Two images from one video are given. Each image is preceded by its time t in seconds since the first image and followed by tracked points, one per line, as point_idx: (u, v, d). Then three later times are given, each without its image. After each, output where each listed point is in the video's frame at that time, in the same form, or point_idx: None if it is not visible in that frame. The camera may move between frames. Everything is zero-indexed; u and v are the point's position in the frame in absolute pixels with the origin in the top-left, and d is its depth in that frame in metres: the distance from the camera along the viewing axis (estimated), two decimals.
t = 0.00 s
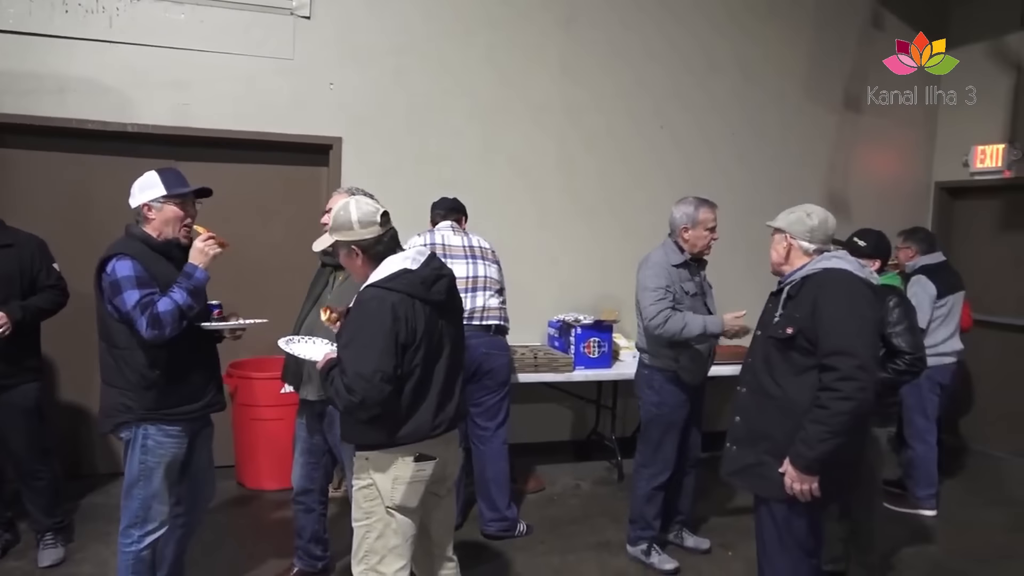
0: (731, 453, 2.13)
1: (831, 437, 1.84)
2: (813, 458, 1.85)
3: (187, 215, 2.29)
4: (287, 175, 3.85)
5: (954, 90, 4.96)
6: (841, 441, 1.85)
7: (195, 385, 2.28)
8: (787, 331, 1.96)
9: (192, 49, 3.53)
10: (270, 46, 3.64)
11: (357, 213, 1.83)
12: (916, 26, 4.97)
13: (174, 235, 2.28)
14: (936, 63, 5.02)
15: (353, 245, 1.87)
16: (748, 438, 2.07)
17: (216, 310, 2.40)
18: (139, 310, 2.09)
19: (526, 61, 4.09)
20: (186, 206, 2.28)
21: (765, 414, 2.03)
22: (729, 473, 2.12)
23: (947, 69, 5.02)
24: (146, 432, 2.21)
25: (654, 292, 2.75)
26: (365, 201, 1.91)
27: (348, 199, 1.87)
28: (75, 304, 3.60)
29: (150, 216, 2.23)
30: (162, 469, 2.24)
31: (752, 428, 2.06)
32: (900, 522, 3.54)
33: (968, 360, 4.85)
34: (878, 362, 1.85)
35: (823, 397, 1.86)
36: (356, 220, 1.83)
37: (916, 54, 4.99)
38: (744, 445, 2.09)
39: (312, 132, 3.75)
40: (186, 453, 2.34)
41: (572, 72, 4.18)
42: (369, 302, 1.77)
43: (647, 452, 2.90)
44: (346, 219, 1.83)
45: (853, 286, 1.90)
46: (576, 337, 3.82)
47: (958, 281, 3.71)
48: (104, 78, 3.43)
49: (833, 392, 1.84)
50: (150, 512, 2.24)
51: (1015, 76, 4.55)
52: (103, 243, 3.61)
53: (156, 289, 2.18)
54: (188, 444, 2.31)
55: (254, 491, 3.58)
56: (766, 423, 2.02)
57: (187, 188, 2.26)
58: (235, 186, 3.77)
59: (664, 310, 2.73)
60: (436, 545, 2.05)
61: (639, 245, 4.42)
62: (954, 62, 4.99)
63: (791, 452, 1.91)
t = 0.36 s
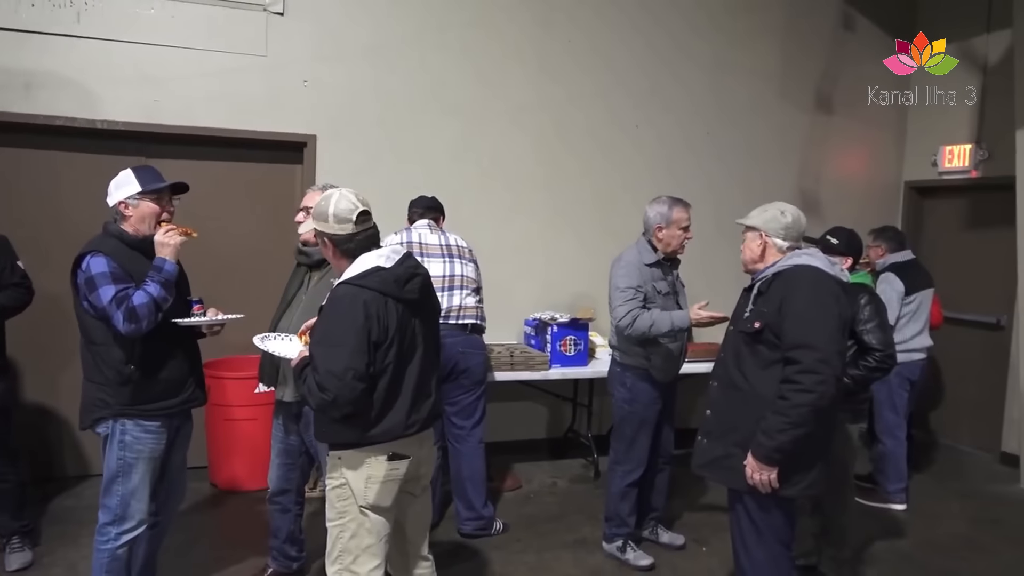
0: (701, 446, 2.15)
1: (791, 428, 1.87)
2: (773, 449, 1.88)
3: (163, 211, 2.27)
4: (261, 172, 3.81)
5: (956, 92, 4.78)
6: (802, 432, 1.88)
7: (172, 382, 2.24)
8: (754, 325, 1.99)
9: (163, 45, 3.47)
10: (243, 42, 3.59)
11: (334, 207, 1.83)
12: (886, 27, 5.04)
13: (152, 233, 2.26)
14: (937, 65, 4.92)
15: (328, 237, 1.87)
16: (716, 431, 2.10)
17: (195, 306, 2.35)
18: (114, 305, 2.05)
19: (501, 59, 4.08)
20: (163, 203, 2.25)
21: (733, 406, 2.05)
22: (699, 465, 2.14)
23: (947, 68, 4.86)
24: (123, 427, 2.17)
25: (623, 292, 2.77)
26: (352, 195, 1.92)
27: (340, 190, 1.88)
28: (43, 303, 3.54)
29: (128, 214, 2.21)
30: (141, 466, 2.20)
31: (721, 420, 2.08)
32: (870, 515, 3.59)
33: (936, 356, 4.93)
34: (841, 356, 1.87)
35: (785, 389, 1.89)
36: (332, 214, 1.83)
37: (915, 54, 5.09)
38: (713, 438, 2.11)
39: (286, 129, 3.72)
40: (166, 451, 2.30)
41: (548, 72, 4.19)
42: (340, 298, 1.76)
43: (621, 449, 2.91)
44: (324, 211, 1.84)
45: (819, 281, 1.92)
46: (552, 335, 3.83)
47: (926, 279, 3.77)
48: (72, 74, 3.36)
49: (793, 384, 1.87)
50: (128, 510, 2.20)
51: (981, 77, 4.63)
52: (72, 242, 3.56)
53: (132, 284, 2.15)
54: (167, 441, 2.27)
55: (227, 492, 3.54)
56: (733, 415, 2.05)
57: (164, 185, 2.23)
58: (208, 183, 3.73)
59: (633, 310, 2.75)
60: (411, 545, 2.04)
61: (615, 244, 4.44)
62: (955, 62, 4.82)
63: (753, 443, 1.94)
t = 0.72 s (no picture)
0: (694, 451, 2.15)
1: (792, 425, 1.88)
2: (776, 447, 1.88)
3: (148, 211, 2.24)
4: (242, 170, 3.79)
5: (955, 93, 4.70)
6: (801, 428, 1.89)
7: (151, 379, 2.21)
8: (742, 326, 1.99)
9: (142, 40, 3.44)
10: (224, 39, 3.56)
11: (326, 201, 1.83)
12: (866, 29, 5.08)
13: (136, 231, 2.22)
14: (937, 64, 4.83)
15: (315, 230, 1.86)
16: (711, 434, 2.09)
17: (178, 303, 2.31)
18: (92, 300, 2.04)
19: (485, 57, 4.08)
20: (148, 203, 2.23)
21: (726, 407, 2.05)
22: (694, 471, 2.14)
23: (948, 68, 4.76)
24: (104, 423, 2.15)
25: (604, 293, 2.78)
26: (346, 191, 1.91)
27: (335, 185, 1.88)
28: (19, 301, 3.50)
29: (111, 212, 2.18)
30: (124, 462, 2.18)
31: (713, 421, 2.09)
32: (849, 512, 3.63)
33: (914, 355, 4.99)
34: (831, 351, 1.90)
35: (781, 387, 1.90)
36: (324, 208, 1.83)
37: (915, 54, 4.99)
38: (707, 442, 2.11)
39: (268, 127, 3.69)
40: (150, 447, 2.28)
41: (531, 71, 4.18)
42: (322, 297, 1.76)
43: (602, 447, 2.93)
44: (315, 204, 1.84)
45: (805, 280, 1.95)
46: (535, 334, 3.83)
47: (905, 278, 3.81)
48: (49, 68, 3.32)
49: (790, 381, 1.89)
50: (111, 508, 2.18)
51: (959, 80, 4.68)
52: (49, 239, 3.51)
53: (111, 280, 2.13)
54: (150, 438, 2.25)
55: (207, 492, 3.51)
56: (728, 416, 2.05)
57: (149, 184, 2.20)
58: (189, 180, 3.70)
59: (613, 310, 2.76)
60: (391, 545, 2.04)
61: (598, 243, 4.45)
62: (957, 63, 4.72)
63: (755, 444, 1.93)
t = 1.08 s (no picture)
0: (683, 450, 2.16)
1: (786, 429, 1.90)
2: (770, 450, 1.89)
3: (133, 211, 2.23)
4: (228, 169, 3.77)
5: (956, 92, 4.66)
6: (795, 433, 1.91)
7: (136, 377, 2.19)
8: (737, 328, 2.00)
9: (126, 38, 3.41)
10: (209, 37, 3.54)
11: (316, 200, 1.82)
12: (851, 29, 5.12)
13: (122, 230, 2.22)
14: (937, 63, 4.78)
15: (303, 228, 1.86)
16: (701, 435, 2.10)
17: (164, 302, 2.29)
18: (72, 299, 2.02)
19: (471, 57, 4.08)
20: (134, 202, 2.22)
21: (718, 409, 2.06)
22: (682, 470, 2.15)
23: (948, 68, 4.72)
24: (91, 421, 2.14)
25: (590, 293, 2.78)
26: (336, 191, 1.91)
27: (325, 183, 1.87)
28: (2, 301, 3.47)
29: (96, 211, 2.18)
30: (110, 460, 2.17)
31: (704, 421, 2.10)
32: (834, 508, 3.66)
33: (898, 353, 5.04)
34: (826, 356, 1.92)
35: (778, 391, 1.92)
36: (313, 206, 1.82)
37: (916, 54, 4.92)
38: (696, 442, 2.11)
39: (254, 126, 3.68)
40: (138, 445, 2.26)
41: (517, 70, 4.19)
42: (306, 297, 1.75)
43: (588, 446, 2.93)
44: (305, 202, 1.84)
45: (800, 283, 1.97)
46: (522, 333, 3.84)
47: (890, 276, 3.84)
48: (31, 66, 3.29)
49: (787, 386, 1.90)
50: (97, 507, 2.16)
51: (942, 80, 4.74)
52: (32, 239, 3.49)
53: (93, 278, 2.11)
54: (137, 436, 2.24)
55: (193, 492, 3.49)
56: (719, 416, 2.05)
57: (134, 184, 2.19)
58: (174, 179, 3.68)
59: (599, 312, 2.77)
60: (376, 545, 2.04)
61: (585, 242, 4.46)
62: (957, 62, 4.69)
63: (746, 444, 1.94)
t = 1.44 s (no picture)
0: (670, 451, 2.18)
1: (767, 436, 1.91)
2: (749, 455, 1.91)
3: (114, 211, 2.21)
4: (210, 169, 3.75)
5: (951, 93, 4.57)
6: (775, 439, 1.93)
7: (116, 377, 2.17)
8: (722, 333, 2.02)
9: (105, 36, 3.38)
10: (189, 35, 3.52)
11: (291, 194, 1.83)
12: (831, 29, 5.16)
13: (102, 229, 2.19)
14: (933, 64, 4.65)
15: (283, 226, 1.85)
16: (687, 437, 2.12)
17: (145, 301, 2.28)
18: (47, 300, 2.01)
19: (454, 55, 4.07)
20: (114, 202, 2.20)
21: (703, 411, 2.08)
22: (670, 471, 2.16)
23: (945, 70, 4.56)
24: (70, 422, 2.12)
25: (572, 295, 2.80)
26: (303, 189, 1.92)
27: (290, 183, 1.89)
28: None
29: (76, 211, 2.15)
30: (90, 461, 2.15)
31: (690, 423, 2.12)
32: (815, 503, 3.70)
33: (878, 349, 5.09)
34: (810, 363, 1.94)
35: (759, 397, 1.93)
36: (290, 200, 1.83)
37: (914, 54, 4.77)
38: (683, 443, 2.14)
39: (235, 125, 3.66)
40: (119, 446, 2.25)
41: (500, 70, 4.19)
42: (288, 298, 1.75)
43: (572, 444, 2.94)
44: (279, 199, 1.83)
45: (784, 287, 1.98)
46: (506, 331, 3.84)
47: (870, 273, 3.87)
48: (8, 65, 3.25)
49: (768, 393, 1.92)
50: (77, 508, 2.14)
51: (920, 79, 4.79)
52: (10, 240, 3.45)
53: (70, 279, 2.09)
54: (117, 437, 2.22)
55: (175, 494, 3.47)
56: (704, 420, 2.08)
57: (114, 183, 2.18)
58: (155, 179, 3.65)
59: (576, 318, 2.79)
60: (357, 545, 2.04)
61: (568, 241, 4.48)
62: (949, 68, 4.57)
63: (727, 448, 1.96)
